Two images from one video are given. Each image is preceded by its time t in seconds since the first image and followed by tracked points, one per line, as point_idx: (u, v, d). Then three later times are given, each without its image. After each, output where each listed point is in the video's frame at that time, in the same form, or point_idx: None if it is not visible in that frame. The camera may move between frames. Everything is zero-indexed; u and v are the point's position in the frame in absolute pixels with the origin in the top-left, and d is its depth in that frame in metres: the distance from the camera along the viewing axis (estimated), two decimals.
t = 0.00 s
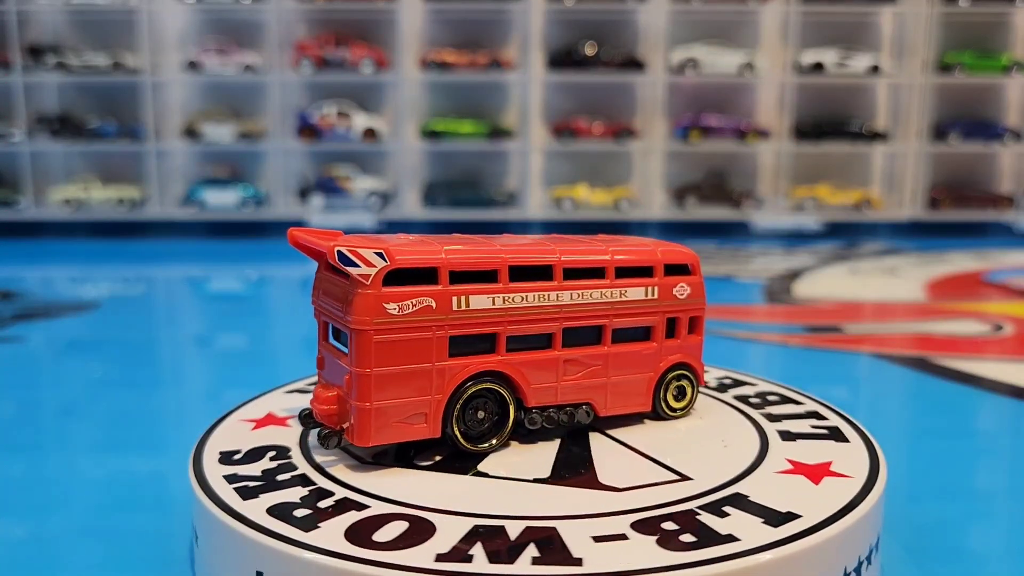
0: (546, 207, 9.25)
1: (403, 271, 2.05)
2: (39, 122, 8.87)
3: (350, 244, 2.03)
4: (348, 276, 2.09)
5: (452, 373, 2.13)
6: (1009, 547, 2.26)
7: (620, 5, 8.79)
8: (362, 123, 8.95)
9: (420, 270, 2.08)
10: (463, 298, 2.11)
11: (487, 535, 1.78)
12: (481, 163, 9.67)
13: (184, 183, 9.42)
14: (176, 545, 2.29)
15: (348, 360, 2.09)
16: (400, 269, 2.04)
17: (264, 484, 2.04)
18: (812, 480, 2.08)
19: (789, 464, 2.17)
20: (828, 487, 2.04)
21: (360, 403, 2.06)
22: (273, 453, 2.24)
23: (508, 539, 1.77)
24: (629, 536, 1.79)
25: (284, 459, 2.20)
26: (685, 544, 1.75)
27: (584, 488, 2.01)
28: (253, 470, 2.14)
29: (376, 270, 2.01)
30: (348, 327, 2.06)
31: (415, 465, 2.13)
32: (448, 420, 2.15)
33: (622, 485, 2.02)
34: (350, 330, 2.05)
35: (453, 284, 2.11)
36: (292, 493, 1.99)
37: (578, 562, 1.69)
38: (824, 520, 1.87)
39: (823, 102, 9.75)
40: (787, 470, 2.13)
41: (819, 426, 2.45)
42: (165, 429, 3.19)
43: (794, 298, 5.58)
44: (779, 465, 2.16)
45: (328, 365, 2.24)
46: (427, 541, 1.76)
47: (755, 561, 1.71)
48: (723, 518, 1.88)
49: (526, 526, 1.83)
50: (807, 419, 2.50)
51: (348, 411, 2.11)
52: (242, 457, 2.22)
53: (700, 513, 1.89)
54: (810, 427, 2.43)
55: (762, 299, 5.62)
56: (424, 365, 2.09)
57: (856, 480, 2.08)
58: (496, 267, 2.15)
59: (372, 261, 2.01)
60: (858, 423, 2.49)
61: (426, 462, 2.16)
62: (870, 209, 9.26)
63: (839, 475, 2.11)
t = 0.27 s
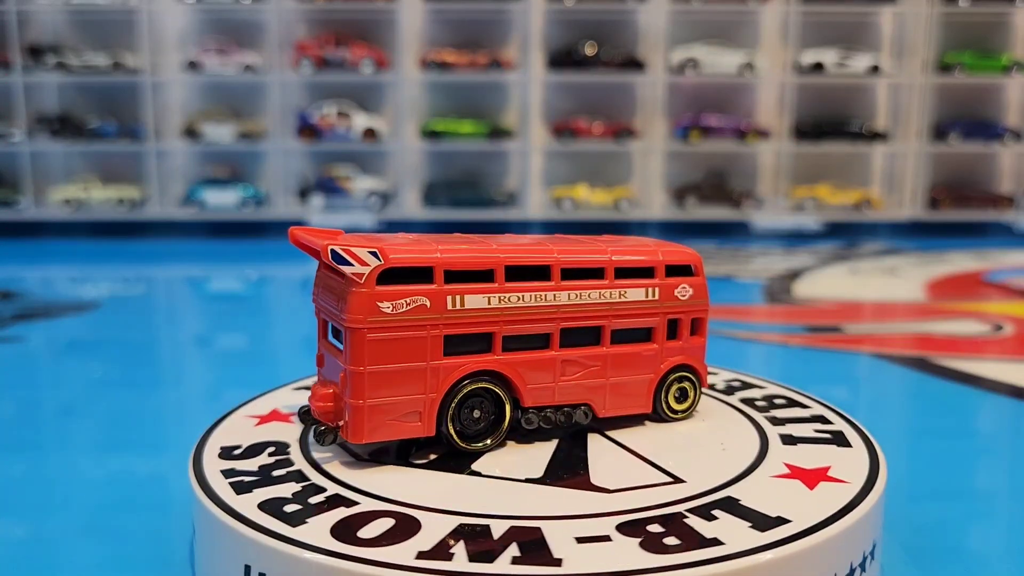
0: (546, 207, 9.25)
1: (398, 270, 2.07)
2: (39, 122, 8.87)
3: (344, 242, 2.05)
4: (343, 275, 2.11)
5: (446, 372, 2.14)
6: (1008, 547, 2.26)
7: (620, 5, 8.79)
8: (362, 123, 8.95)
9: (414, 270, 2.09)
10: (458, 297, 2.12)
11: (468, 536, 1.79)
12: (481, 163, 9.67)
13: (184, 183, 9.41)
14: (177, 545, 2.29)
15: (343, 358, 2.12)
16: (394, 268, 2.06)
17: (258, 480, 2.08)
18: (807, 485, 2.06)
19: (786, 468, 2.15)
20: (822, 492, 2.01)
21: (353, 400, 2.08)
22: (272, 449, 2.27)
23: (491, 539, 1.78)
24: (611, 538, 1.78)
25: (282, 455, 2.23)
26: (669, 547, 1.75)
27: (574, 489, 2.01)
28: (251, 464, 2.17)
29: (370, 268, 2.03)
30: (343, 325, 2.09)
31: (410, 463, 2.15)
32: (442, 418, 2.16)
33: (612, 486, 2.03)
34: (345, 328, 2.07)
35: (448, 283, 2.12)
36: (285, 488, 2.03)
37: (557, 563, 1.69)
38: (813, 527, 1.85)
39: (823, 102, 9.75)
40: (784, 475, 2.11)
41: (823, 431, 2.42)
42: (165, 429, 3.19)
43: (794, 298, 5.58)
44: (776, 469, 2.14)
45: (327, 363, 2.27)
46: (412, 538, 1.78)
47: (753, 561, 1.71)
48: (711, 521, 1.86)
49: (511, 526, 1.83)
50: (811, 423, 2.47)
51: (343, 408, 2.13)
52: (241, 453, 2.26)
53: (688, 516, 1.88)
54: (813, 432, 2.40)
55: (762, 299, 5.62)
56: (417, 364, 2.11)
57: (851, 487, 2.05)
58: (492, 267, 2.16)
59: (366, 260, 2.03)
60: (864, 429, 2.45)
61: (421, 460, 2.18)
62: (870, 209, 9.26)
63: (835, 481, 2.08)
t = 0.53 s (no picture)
0: (545, 207, 9.24)
1: (392, 270, 2.08)
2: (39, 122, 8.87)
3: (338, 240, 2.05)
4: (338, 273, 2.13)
5: (441, 371, 2.16)
6: (1008, 547, 2.26)
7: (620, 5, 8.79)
8: (362, 123, 8.95)
9: (409, 269, 2.10)
10: (453, 297, 2.13)
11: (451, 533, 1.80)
12: (481, 163, 9.67)
13: (184, 183, 9.41)
14: (177, 545, 2.29)
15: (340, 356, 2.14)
16: (389, 267, 2.08)
17: (255, 475, 2.10)
18: (801, 489, 2.03)
19: (782, 472, 2.12)
20: (815, 497, 1.99)
21: (349, 398, 2.11)
22: (273, 444, 2.30)
23: (474, 537, 1.79)
24: (595, 539, 1.78)
25: (281, 450, 2.26)
26: (652, 549, 1.74)
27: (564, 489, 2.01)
28: (249, 459, 2.21)
29: (365, 267, 2.05)
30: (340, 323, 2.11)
31: (405, 461, 2.17)
32: (438, 417, 2.18)
33: (601, 488, 2.02)
34: (341, 327, 2.10)
35: (443, 283, 2.13)
36: (279, 483, 2.05)
37: (535, 563, 1.69)
38: (800, 531, 1.82)
39: (823, 102, 9.75)
40: (779, 479, 2.08)
41: (825, 435, 2.39)
42: (166, 429, 3.19)
43: (794, 298, 5.58)
44: (772, 473, 2.11)
45: (327, 360, 2.30)
46: (397, 534, 1.80)
47: (753, 561, 1.71)
48: (698, 524, 1.85)
49: (495, 525, 1.83)
50: (814, 428, 2.44)
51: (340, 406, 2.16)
52: (241, 448, 2.29)
53: (675, 518, 1.87)
54: (815, 436, 2.37)
55: (762, 299, 5.62)
56: (412, 362, 2.13)
57: (846, 491, 2.01)
58: (488, 267, 2.17)
59: (359, 258, 2.04)
60: (869, 433, 2.41)
61: (417, 458, 2.20)
62: (870, 209, 9.27)
63: (831, 485, 2.05)
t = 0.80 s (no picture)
0: (546, 207, 9.24)
1: (387, 269, 2.11)
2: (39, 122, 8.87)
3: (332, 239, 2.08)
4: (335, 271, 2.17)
5: (435, 370, 2.18)
6: (1008, 547, 2.26)
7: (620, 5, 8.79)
8: (362, 123, 8.95)
9: (404, 268, 2.13)
10: (448, 296, 2.15)
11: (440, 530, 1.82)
12: (481, 163, 9.66)
13: (184, 183, 9.41)
14: (177, 545, 2.29)
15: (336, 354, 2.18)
16: (384, 266, 2.11)
17: (251, 470, 2.13)
18: (794, 494, 2.01)
19: (778, 476, 2.10)
20: (808, 502, 1.96)
21: (344, 396, 2.14)
22: (273, 440, 2.34)
23: (458, 536, 1.80)
24: (579, 540, 1.78)
25: (280, 445, 2.30)
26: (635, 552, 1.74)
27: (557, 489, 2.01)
28: (248, 454, 2.24)
29: (359, 266, 2.08)
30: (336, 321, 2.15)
31: (400, 459, 2.19)
32: (432, 415, 2.21)
33: (592, 489, 2.02)
34: (337, 325, 2.14)
35: (439, 281, 2.15)
36: (274, 478, 2.08)
37: (515, 562, 1.70)
38: (785, 537, 1.80)
39: (823, 102, 9.75)
40: (773, 483, 2.06)
41: (828, 439, 2.35)
42: (166, 429, 3.19)
43: (794, 298, 5.58)
44: (767, 477, 2.09)
45: (326, 359, 2.33)
46: (384, 530, 1.82)
47: (752, 561, 1.71)
48: (685, 527, 1.84)
49: (480, 524, 1.84)
50: (817, 431, 2.41)
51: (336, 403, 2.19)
52: (242, 443, 2.33)
53: (660, 521, 1.87)
54: (818, 440, 2.34)
55: (762, 299, 5.62)
56: (407, 360, 2.15)
57: (840, 497, 1.99)
58: (484, 267, 2.18)
59: (354, 257, 2.08)
60: (874, 439, 2.37)
61: (413, 455, 2.22)
62: (870, 209, 9.27)
63: (826, 491, 2.02)
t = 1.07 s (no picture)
0: (546, 207, 9.25)
1: (382, 267, 2.13)
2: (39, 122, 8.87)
3: (327, 238, 2.11)
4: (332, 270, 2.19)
5: (431, 368, 2.19)
6: (1008, 547, 2.27)
7: (620, 5, 8.79)
8: (362, 123, 8.96)
9: (401, 267, 2.15)
10: (444, 295, 2.16)
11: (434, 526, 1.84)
12: (481, 163, 9.66)
13: (184, 182, 9.40)
14: (176, 546, 2.29)
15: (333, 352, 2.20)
16: (380, 265, 2.13)
17: (249, 465, 2.16)
18: (787, 498, 1.99)
19: (773, 480, 2.08)
20: (802, 507, 1.95)
21: (340, 393, 2.17)
22: (274, 436, 2.37)
23: (441, 534, 1.81)
24: (563, 540, 1.78)
25: (280, 441, 2.33)
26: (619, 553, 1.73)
27: (550, 489, 2.01)
28: (247, 449, 2.28)
29: (354, 265, 2.11)
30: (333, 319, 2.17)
31: (396, 456, 2.20)
32: (427, 413, 2.22)
33: (583, 490, 2.02)
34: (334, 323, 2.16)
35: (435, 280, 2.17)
36: (270, 474, 2.11)
37: (495, 561, 1.70)
38: (768, 542, 1.78)
39: (823, 102, 9.75)
40: (768, 486, 2.04)
41: (829, 444, 2.32)
42: (166, 429, 3.19)
43: (794, 298, 5.58)
44: (762, 480, 2.07)
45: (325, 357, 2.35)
46: (373, 524, 1.84)
47: (752, 561, 1.72)
48: (670, 529, 1.83)
49: (467, 522, 1.85)
50: (819, 436, 2.37)
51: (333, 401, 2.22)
52: (245, 438, 2.36)
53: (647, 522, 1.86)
54: (820, 444, 2.31)
55: (762, 299, 5.62)
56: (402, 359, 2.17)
57: (834, 503, 1.96)
58: (481, 266, 2.19)
59: (350, 256, 2.11)
60: (877, 444, 2.33)
61: (409, 453, 2.23)
62: (870, 209, 9.27)
63: (821, 495, 2.00)
